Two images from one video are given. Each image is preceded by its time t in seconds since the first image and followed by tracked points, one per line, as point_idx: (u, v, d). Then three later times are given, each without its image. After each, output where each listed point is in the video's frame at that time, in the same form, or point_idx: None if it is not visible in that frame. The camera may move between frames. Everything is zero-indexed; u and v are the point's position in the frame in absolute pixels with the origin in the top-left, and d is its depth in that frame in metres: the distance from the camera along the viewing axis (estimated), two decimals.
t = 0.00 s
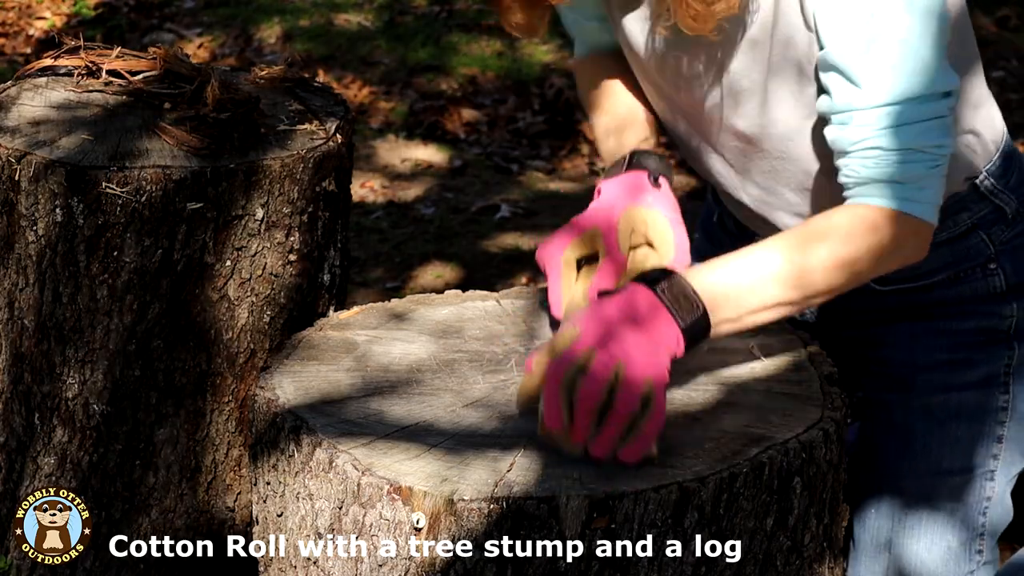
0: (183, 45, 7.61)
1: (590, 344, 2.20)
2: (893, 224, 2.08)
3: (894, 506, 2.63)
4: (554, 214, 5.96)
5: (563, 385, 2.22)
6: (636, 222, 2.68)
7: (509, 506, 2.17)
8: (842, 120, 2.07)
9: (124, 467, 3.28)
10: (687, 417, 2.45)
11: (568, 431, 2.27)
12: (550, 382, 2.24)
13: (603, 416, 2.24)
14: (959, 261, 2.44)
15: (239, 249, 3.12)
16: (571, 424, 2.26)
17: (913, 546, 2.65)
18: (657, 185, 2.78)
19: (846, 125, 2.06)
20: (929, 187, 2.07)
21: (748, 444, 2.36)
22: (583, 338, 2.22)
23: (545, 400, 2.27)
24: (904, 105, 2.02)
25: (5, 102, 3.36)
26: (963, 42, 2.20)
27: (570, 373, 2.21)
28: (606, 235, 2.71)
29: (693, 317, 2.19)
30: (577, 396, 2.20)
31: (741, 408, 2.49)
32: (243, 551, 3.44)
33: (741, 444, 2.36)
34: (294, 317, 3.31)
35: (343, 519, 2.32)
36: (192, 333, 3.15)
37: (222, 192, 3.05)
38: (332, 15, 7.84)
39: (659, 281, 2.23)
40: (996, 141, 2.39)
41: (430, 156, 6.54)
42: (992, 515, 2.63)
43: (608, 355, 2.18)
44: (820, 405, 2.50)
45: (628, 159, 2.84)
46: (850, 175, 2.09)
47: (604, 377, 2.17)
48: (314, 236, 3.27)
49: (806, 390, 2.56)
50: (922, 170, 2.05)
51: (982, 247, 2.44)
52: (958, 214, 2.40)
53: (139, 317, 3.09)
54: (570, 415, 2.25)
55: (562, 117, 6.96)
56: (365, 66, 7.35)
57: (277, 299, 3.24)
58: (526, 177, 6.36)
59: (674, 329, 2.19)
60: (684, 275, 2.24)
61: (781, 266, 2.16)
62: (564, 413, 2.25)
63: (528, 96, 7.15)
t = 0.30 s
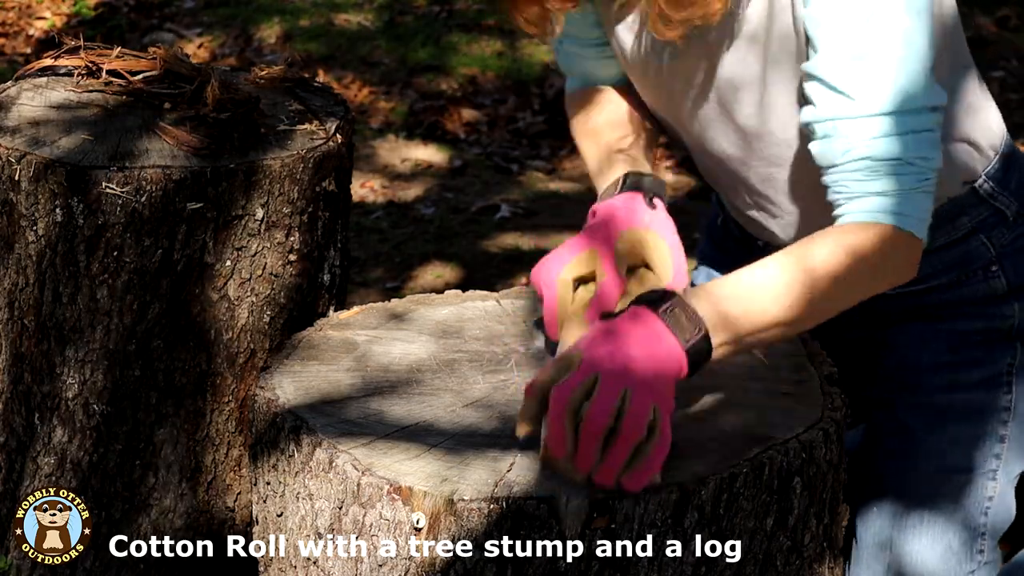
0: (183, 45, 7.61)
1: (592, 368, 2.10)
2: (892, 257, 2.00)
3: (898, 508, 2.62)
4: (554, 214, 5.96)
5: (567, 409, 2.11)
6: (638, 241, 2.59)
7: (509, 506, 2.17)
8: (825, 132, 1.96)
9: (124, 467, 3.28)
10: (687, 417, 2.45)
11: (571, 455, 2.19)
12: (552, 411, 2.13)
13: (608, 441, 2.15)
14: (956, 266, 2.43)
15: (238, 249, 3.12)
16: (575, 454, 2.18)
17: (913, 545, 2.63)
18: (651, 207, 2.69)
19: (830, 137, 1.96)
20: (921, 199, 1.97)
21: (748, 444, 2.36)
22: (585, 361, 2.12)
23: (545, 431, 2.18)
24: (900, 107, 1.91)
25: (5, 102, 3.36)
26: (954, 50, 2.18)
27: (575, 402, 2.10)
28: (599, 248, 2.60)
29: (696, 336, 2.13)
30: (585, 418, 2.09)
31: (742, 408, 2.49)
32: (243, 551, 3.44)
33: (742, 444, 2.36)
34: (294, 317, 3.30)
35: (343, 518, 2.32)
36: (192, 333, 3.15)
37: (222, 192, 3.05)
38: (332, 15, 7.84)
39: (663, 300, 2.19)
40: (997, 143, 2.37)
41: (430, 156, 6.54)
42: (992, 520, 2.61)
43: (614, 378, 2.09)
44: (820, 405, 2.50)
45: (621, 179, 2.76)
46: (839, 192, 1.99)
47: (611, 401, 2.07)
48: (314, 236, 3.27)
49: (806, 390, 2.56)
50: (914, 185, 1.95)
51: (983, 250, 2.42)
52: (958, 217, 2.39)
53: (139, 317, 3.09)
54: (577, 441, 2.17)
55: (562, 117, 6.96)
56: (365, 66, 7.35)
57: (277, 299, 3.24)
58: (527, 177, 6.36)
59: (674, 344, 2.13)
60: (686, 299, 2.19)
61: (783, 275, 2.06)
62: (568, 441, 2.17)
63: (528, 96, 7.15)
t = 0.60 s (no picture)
0: (183, 45, 7.61)
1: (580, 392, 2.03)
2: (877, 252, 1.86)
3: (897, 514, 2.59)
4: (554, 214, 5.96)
5: (556, 436, 2.05)
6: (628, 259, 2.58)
7: (509, 506, 2.17)
8: (819, 144, 1.84)
9: (124, 467, 3.28)
10: (687, 417, 2.45)
11: (565, 484, 2.09)
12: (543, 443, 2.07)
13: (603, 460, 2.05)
14: (954, 271, 2.41)
15: (238, 249, 3.12)
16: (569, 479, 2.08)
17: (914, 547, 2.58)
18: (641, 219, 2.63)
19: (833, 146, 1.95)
20: (918, 214, 1.86)
21: (748, 444, 2.36)
22: (575, 381, 2.05)
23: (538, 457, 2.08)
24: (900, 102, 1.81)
25: (5, 102, 3.36)
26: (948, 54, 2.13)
27: (563, 430, 2.04)
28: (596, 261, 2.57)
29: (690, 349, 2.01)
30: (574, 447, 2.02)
31: (742, 408, 2.49)
32: (243, 551, 3.44)
33: (741, 444, 2.36)
34: (294, 317, 3.30)
35: (343, 518, 2.32)
36: (192, 333, 3.15)
37: (222, 192, 3.05)
38: (332, 15, 7.83)
39: (650, 318, 2.05)
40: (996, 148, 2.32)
41: (430, 156, 6.54)
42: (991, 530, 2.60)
43: (602, 401, 2.01)
44: (820, 405, 2.50)
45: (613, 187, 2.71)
46: (832, 206, 1.86)
47: (599, 433, 1.99)
48: (314, 236, 3.27)
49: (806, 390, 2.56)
50: (904, 200, 1.84)
51: (986, 253, 2.39)
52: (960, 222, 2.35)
53: (139, 317, 3.09)
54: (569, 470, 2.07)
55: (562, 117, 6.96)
56: (365, 66, 7.35)
57: (277, 299, 3.24)
58: (527, 177, 6.36)
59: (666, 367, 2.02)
60: (674, 309, 2.06)
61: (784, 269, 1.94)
62: (561, 469, 2.07)
63: (528, 96, 7.15)
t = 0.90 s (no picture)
0: (183, 46, 7.61)
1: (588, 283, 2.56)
2: (894, 279, 1.90)
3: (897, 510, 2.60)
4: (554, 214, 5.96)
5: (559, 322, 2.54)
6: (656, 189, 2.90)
7: (509, 506, 2.17)
8: (842, 177, 1.88)
9: (124, 467, 3.28)
10: (687, 416, 2.45)
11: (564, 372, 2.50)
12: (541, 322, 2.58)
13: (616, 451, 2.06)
14: (954, 271, 2.40)
15: (238, 249, 3.12)
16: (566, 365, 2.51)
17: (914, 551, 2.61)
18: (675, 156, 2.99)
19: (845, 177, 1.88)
20: (929, 240, 1.90)
21: (748, 444, 2.36)
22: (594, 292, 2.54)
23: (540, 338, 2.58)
24: (901, 119, 1.83)
25: (5, 102, 3.36)
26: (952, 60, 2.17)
27: (580, 422, 2.02)
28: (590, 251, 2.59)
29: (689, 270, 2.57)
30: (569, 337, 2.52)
31: (742, 408, 2.49)
32: (243, 551, 3.44)
33: (741, 444, 2.36)
34: (294, 317, 3.30)
35: (343, 519, 2.32)
36: (192, 333, 3.15)
37: (222, 192, 3.05)
38: (332, 15, 7.82)
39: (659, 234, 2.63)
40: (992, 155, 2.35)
41: (430, 156, 6.54)
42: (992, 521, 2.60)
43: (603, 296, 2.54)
44: (820, 405, 2.50)
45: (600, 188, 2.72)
46: (850, 232, 1.90)
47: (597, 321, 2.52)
48: (314, 236, 3.27)
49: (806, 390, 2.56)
50: (917, 228, 1.88)
51: (982, 256, 2.39)
52: (956, 227, 2.35)
53: (139, 317, 3.09)
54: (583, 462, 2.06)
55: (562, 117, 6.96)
56: (365, 66, 7.35)
57: (277, 299, 3.24)
58: (527, 177, 6.36)
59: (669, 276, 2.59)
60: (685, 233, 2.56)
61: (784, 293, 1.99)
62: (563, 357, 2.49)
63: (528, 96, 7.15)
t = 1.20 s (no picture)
0: (183, 46, 7.61)
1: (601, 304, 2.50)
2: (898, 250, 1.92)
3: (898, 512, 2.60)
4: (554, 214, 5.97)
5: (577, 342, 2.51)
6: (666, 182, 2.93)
7: (509, 506, 2.17)
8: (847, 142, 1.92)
9: (124, 467, 3.28)
10: (687, 417, 2.45)
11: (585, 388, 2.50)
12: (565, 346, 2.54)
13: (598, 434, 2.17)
14: (964, 269, 2.41)
15: (238, 249, 3.12)
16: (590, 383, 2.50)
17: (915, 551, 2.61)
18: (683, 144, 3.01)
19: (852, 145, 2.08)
20: (937, 209, 1.92)
21: (748, 444, 2.36)
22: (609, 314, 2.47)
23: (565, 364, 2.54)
24: (903, 101, 1.87)
25: (5, 102, 3.36)
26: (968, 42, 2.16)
27: (557, 395, 2.10)
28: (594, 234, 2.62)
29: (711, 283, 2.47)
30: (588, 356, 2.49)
31: (742, 408, 2.49)
32: (243, 551, 3.44)
33: (741, 444, 2.36)
34: (294, 317, 3.30)
35: (343, 519, 2.32)
36: (191, 333, 3.15)
37: (222, 192, 3.05)
38: (332, 15, 7.82)
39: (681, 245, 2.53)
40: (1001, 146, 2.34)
41: (430, 156, 6.54)
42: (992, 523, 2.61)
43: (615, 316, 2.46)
44: (820, 405, 2.50)
45: (620, 172, 2.74)
46: (863, 191, 1.92)
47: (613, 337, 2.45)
48: (314, 236, 3.27)
49: (806, 390, 2.56)
50: (925, 196, 1.90)
51: (990, 252, 2.40)
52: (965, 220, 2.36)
53: (139, 317, 3.09)
54: (565, 441, 2.17)
55: (562, 117, 6.96)
56: (365, 66, 7.35)
57: (277, 299, 3.24)
58: (527, 177, 6.36)
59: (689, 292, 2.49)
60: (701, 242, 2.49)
61: (784, 279, 2.01)
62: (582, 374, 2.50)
63: (528, 96, 7.15)
